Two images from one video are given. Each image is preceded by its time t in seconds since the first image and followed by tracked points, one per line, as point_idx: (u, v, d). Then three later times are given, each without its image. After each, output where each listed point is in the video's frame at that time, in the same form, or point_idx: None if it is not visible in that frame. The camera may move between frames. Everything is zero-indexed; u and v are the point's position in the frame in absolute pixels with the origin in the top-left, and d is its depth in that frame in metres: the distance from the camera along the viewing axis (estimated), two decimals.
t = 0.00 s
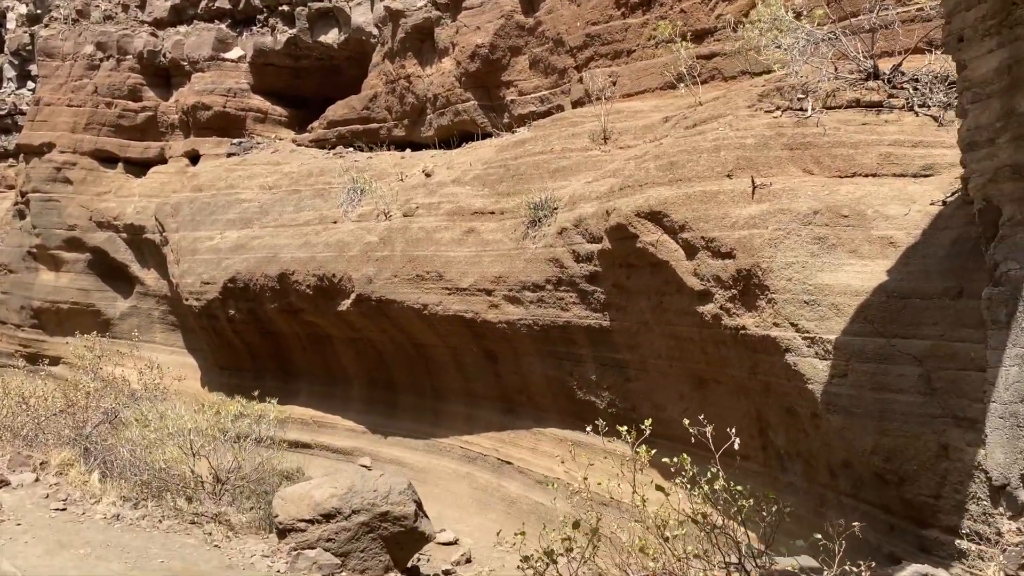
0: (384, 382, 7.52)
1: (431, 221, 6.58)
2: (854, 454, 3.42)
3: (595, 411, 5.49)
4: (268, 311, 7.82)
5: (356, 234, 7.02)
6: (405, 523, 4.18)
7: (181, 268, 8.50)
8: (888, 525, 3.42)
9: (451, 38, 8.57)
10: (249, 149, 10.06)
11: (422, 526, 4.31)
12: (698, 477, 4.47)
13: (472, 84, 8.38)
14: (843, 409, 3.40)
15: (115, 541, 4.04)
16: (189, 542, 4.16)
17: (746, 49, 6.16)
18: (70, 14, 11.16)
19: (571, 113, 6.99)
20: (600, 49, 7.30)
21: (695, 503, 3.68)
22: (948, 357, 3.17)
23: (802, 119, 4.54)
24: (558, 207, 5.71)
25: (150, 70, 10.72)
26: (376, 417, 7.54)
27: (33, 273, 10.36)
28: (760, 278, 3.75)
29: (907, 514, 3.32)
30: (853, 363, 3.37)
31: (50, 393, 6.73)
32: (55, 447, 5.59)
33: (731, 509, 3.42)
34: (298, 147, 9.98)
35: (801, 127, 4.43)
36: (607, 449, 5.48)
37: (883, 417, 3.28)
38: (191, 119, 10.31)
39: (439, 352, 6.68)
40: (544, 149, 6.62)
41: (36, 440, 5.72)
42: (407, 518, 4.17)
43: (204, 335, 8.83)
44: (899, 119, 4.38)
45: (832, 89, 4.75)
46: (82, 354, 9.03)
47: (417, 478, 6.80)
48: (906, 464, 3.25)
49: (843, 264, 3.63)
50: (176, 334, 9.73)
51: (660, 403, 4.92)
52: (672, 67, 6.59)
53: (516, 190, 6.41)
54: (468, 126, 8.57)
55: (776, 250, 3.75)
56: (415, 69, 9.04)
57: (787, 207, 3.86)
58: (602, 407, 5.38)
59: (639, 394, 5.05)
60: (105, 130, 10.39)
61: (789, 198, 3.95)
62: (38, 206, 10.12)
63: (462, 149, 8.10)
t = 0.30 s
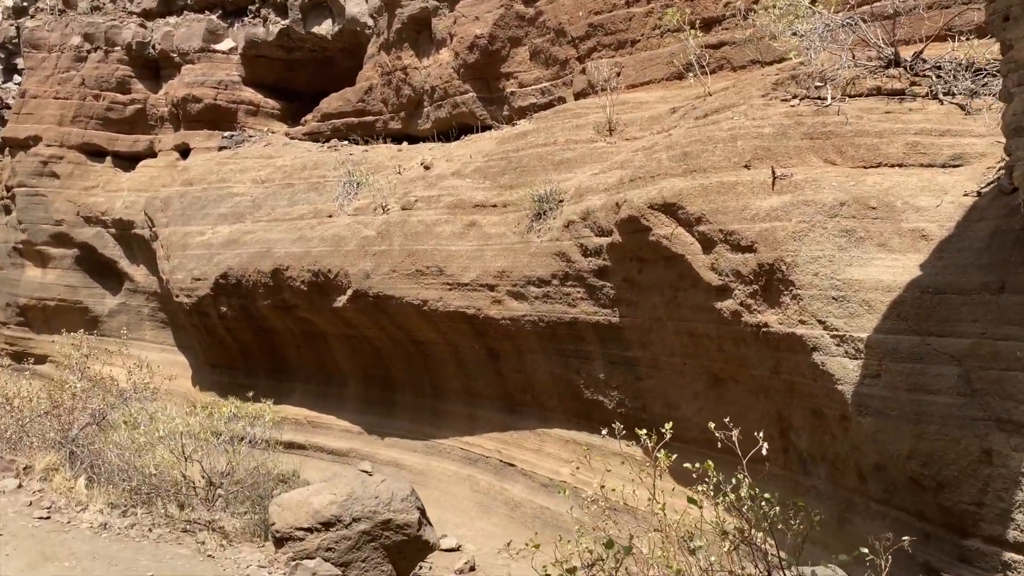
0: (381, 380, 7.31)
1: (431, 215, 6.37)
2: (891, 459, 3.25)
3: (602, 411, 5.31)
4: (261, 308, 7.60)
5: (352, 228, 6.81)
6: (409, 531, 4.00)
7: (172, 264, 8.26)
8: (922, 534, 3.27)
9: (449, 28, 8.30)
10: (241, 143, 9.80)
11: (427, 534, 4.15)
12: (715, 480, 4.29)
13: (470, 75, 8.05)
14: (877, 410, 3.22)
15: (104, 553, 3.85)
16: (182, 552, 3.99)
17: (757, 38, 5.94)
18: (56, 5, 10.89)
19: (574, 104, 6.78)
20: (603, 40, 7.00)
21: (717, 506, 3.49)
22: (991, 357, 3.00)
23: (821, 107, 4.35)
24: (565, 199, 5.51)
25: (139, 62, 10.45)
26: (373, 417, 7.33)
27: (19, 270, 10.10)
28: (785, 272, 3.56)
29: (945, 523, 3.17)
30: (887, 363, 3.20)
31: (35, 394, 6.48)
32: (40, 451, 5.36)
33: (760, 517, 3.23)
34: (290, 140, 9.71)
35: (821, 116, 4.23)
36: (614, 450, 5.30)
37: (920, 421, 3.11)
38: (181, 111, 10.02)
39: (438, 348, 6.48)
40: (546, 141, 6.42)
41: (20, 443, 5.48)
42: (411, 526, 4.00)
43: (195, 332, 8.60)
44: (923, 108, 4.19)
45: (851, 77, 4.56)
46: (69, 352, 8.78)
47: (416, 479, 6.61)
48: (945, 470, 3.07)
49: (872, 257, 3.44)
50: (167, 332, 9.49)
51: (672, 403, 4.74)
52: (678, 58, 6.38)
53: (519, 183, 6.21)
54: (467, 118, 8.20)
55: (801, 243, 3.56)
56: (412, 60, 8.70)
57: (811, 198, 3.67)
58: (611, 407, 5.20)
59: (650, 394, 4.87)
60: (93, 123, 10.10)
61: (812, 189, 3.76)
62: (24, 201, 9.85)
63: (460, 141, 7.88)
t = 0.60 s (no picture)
0: (380, 386, 7.09)
1: (433, 215, 6.16)
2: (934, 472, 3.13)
3: (613, 419, 5.12)
4: (257, 311, 7.37)
5: (351, 229, 6.59)
6: (416, 549, 4.06)
7: (163, 266, 8.03)
8: (966, 555, 3.16)
9: (448, 23, 8.02)
10: (234, 141, 9.46)
11: (434, 552, 4.18)
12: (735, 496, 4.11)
13: (470, 71, 7.79)
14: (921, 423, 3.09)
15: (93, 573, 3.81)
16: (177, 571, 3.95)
17: (772, 32, 5.75)
18: None
19: (579, 100, 6.56)
20: (609, 35, 6.75)
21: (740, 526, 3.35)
22: None
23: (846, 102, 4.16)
24: (573, 198, 5.31)
25: (129, 59, 10.19)
26: (372, 423, 7.11)
27: (5, 271, 9.84)
28: (816, 276, 3.42)
29: (993, 542, 3.03)
30: (929, 372, 3.08)
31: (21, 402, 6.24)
32: (26, 463, 5.16)
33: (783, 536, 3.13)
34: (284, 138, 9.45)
35: (846, 111, 4.04)
36: (626, 460, 5.12)
37: (966, 435, 2.99)
38: (172, 109, 9.73)
39: (438, 352, 6.27)
40: (552, 138, 6.21)
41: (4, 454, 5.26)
42: (418, 544, 4.05)
43: (187, 335, 8.36)
44: (953, 103, 4.01)
45: (876, 72, 4.39)
46: (56, 357, 8.53)
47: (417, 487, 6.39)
48: (995, 487, 2.95)
49: (907, 261, 3.27)
50: (157, 335, 9.25)
51: (688, 412, 4.56)
52: (688, 53, 6.20)
53: (524, 182, 6.02)
54: (467, 116, 8.00)
55: (832, 246, 3.41)
56: (410, 56, 8.44)
57: (842, 197, 3.49)
58: (622, 415, 5.00)
59: (665, 402, 4.69)
60: (82, 121, 9.84)
61: (842, 187, 3.56)
62: (11, 201, 9.59)
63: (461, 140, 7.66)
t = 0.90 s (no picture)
0: (381, 389, 6.88)
1: (436, 213, 5.96)
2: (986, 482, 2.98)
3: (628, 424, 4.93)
4: (253, 313, 7.16)
5: (351, 227, 6.38)
6: (428, 563, 3.87)
7: (156, 266, 7.80)
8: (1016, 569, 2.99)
9: (448, 17, 7.77)
10: (229, 138, 9.26)
11: (448, 566, 4.02)
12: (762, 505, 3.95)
13: (472, 66, 7.57)
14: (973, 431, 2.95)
15: None
16: None
17: (788, 24, 5.56)
18: None
19: (586, 94, 6.36)
20: (616, 28, 6.55)
21: (784, 548, 3.14)
22: None
23: (875, 93, 3.98)
24: (584, 194, 5.11)
25: (120, 56, 9.93)
26: (372, 428, 6.90)
27: None
28: (852, 274, 3.25)
29: None
30: (979, 376, 2.94)
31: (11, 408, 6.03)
32: (12, 473, 5.03)
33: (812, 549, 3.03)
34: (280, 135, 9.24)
35: (874, 102, 3.86)
36: (640, 466, 4.93)
37: (1021, 443, 2.86)
38: (165, 106, 9.51)
39: (441, 354, 6.06)
40: (558, 133, 6.01)
41: None
42: (429, 558, 3.87)
43: (181, 338, 8.14)
44: (987, 94, 3.83)
45: (902, 62, 4.21)
46: (46, 360, 8.30)
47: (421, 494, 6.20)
48: None
49: (949, 257, 3.12)
50: (150, 337, 9.02)
51: (708, 416, 4.38)
52: (699, 46, 6.01)
53: (531, 178, 5.82)
54: (468, 113, 7.80)
55: (869, 242, 3.24)
56: (409, 51, 8.18)
57: (878, 190, 3.31)
58: (637, 419, 4.82)
59: (684, 406, 4.50)
60: (72, 119, 9.60)
61: (876, 180, 3.38)
62: None
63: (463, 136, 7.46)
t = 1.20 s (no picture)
0: (386, 393, 6.70)
1: (443, 212, 5.76)
2: None
3: (646, 430, 4.74)
4: (253, 315, 6.96)
5: (355, 227, 6.18)
6: None
7: (154, 268, 7.59)
8: None
9: (452, 11, 7.55)
10: (227, 137, 9.01)
11: None
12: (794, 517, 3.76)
13: (476, 61, 7.36)
14: None
15: None
16: None
17: (807, 14, 5.34)
18: None
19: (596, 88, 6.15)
20: (626, 19, 6.33)
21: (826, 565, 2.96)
22: None
23: (909, 83, 3.79)
24: (598, 191, 4.91)
25: (115, 53, 9.69)
26: (377, 433, 6.71)
27: None
28: (894, 274, 3.08)
29: None
30: None
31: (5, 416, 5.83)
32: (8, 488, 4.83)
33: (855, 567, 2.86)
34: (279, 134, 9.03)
35: (909, 92, 3.67)
36: (659, 473, 4.74)
37: None
38: (162, 105, 9.30)
39: (449, 357, 5.87)
40: (569, 128, 5.81)
41: None
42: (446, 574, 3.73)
43: (180, 340, 7.94)
44: None
45: (935, 51, 4.03)
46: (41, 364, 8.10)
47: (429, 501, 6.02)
48: None
49: (1001, 255, 2.93)
50: (148, 340, 8.82)
51: (733, 423, 4.19)
52: (713, 38, 5.81)
53: (541, 176, 5.62)
54: (473, 109, 7.59)
55: (913, 239, 3.06)
56: (411, 47, 7.95)
57: (921, 184, 3.13)
58: (655, 425, 4.63)
59: (706, 411, 4.30)
60: (67, 117, 9.41)
61: (918, 174, 3.18)
62: None
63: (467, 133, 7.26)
